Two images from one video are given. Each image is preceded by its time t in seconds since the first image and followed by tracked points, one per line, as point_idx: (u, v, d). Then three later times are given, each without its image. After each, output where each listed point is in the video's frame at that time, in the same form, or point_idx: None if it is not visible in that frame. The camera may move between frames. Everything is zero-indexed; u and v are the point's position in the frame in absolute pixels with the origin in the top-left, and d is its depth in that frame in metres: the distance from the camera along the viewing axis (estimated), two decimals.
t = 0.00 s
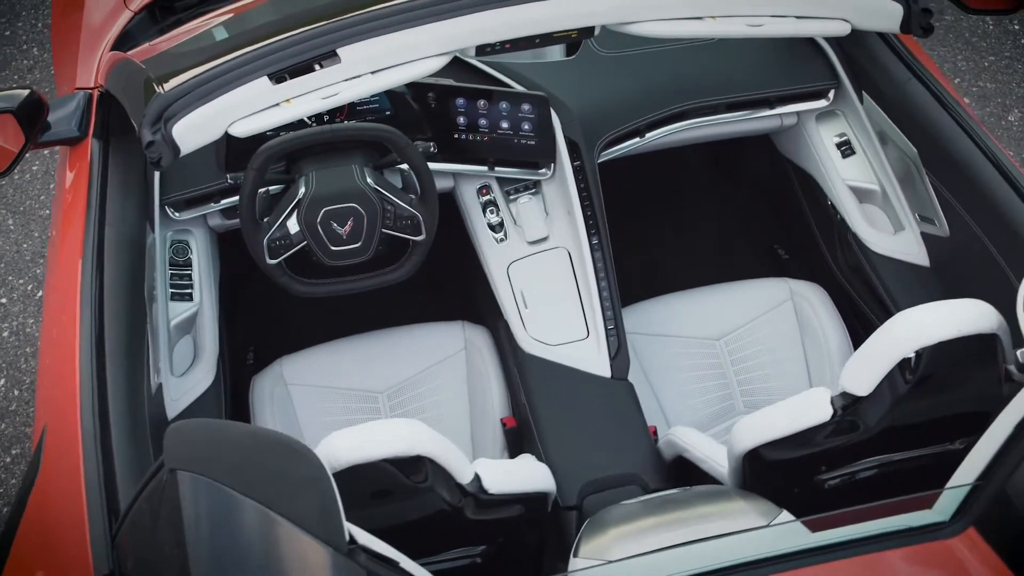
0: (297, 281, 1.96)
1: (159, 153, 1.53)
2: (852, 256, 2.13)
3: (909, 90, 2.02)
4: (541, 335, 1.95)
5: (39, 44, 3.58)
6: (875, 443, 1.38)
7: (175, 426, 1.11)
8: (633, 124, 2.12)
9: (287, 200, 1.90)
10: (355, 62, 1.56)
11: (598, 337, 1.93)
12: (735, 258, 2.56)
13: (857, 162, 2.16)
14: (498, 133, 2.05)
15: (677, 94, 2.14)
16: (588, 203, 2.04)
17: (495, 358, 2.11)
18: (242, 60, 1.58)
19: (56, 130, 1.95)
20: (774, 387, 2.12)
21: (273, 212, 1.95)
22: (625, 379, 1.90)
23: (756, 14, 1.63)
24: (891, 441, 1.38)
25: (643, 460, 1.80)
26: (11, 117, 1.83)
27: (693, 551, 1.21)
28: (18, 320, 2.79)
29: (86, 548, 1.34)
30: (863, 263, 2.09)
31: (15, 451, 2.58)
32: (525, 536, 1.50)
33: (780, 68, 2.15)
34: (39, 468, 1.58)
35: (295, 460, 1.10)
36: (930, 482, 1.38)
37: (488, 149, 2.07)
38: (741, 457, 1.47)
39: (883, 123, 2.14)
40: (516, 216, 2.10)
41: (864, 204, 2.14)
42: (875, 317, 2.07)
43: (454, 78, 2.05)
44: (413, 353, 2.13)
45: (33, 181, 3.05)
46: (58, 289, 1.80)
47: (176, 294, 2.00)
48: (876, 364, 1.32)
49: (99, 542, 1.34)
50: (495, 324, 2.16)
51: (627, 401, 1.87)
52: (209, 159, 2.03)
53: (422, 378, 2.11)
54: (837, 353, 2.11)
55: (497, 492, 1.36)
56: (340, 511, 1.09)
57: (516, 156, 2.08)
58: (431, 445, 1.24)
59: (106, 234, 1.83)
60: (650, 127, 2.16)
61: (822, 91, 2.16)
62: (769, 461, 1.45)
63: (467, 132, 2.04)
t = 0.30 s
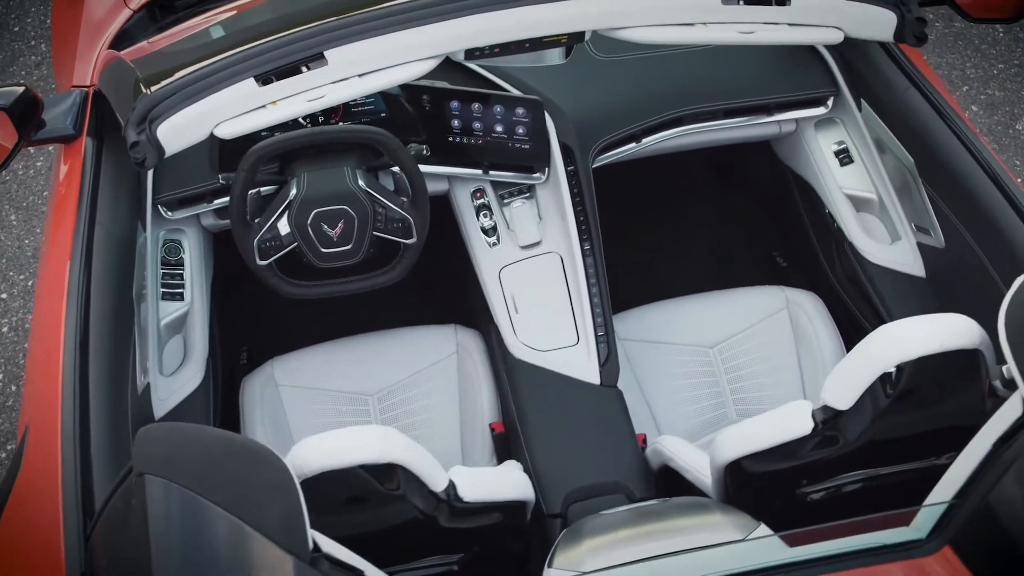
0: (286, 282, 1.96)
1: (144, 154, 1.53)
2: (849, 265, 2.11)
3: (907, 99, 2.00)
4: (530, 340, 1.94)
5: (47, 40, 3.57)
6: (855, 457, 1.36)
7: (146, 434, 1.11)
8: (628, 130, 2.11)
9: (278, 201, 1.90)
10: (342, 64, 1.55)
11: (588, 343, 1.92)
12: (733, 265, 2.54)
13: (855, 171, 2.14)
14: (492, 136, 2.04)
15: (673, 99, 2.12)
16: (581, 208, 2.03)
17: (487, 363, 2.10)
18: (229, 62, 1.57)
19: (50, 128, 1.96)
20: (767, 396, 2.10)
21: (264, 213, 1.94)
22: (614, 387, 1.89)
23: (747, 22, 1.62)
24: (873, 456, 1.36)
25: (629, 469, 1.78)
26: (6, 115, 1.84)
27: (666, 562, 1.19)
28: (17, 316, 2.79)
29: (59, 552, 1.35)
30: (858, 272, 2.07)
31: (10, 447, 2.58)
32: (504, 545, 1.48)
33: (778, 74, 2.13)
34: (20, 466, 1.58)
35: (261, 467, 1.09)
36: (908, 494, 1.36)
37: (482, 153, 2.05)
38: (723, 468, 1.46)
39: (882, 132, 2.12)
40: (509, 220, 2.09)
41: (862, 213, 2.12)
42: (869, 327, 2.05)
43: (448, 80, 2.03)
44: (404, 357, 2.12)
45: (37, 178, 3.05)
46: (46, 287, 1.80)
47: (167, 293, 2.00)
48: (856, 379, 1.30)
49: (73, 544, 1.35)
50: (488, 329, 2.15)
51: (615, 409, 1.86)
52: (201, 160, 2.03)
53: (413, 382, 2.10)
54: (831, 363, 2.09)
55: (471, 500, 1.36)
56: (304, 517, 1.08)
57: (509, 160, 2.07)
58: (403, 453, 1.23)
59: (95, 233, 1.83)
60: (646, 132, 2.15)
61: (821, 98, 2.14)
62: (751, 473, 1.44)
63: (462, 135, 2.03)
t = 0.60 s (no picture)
0: (274, 282, 1.95)
1: (126, 153, 1.55)
2: (842, 274, 2.10)
3: (903, 106, 1.98)
4: (518, 345, 1.93)
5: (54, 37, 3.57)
6: (832, 468, 1.35)
7: (115, 438, 1.12)
8: (620, 134, 2.10)
9: (268, 201, 1.90)
10: (326, 65, 1.54)
11: (576, 348, 1.90)
12: (729, 271, 2.52)
13: (850, 178, 2.12)
14: (484, 139, 2.04)
15: (668, 103, 2.11)
16: (572, 212, 2.02)
17: (476, 367, 2.09)
18: (214, 61, 1.56)
19: (43, 125, 1.96)
20: (758, 404, 2.09)
21: (253, 213, 1.94)
22: (600, 393, 1.88)
23: (735, 27, 1.61)
24: (852, 467, 1.35)
25: (614, 475, 1.77)
26: None
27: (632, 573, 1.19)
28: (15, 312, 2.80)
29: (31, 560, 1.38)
30: (851, 280, 2.05)
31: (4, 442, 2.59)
32: (482, 551, 1.47)
33: (774, 80, 2.11)
34: None
35: (225, 471, 1.09)
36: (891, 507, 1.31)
37: (474, 156, 2.05)
38: (702, 478, 1.45)
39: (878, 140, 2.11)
40: (500, 223, 2.08)
41: (856, 221, 2.10)
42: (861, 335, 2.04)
43: (441, 82, 2.02)
44: (394, 359, 2.12)
45: (38, 174, 3.06)
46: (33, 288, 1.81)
47: (155, 292, 2.01)
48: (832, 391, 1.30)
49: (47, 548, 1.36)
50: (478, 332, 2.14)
51: (601, 415, 1.85)
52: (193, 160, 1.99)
53: (402, 385, 2.09)
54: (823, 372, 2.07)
55: (444, 507, 1.35)
56: (266, 523, 1.06)
57: (501, 163, 2.06)
58: (373, 458, 1.22)
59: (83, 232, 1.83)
60: (639, 137, 2.14)
61: (818, 104, 2.12)
62: (730, 483, 1.42)
63: (454, 137, 2.02)
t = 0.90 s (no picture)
0: (264, 281, 1.95)
1: (110, 152, 1.56)
2: (837, 282, 2.08)
3: (900, 113, 1.96)
4: (507, 349, 1.92)
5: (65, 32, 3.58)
6: (809, 481, 1.33)
7: (79, 438, 1.12)
8: (615, 138, 2.10)
9: (259, 199, 1.90)
10: (311, 66, 1.54)
11: (564, 353, 1.89)
12: (729, 277, 2.49)
13: (847, 186, 2.10)
14: (478, 141, 2.03)
15: (664, 107, 2.11)
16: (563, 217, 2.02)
17: (467, 370, 2.08)
18: (200, 60, 1.56)
19: (40, 122, 1.97)
20: (750, 413, 2.07)
21: (244, 212, 1.94)
22: (587, 399, 1.86)
23: (724, 33, 1.59)
24: (830, 479, 1.33)
25: (598, 483, 1.76)
26: None
27: None
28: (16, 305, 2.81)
29: None
30: (845, 289, 2.03)
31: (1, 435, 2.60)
32: (455, 557, 1.46)
33: (772, 86, 2.10)
34: None
35: (185, 472, 1.09)
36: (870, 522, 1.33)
37: (467, 157, 2.04)
38: (680, 487, 1.43)
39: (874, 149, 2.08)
40: (492, 225, 2.07)
41: (852, 229, 2.08)
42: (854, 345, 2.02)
43: (435, 83, 2.01)
44: (384, 361, 2.11)
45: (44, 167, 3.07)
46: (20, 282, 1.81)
47: (146, 289, 2.00)
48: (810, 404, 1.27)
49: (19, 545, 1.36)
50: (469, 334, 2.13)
51: (588, 421, 1.84)
52: (186, 157, 2.01)
53: (392, 387, 2.09)
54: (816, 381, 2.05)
55: (415, 512, 1.35)
56: (226, 530, 1.06)
57: (495, 165, 2.05)
58: (342, 462, 1.21)
59: (71, 230, 1.84)
60: (635, 141, 2.13)
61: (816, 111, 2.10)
62: (708, 494, 1.41)
63: (447, 139, 2.01)
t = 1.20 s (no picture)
0: (256, 280, 1.95)
1: (97, 148, 1.57)
2: (834, 289, 2.06)
3: (898, 120, 1.94)
4: (498, 351, 1.91)
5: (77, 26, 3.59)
6: (789, 490, 1.31)
7: (53, 440, 1.14)
8: (612, 141, 2.09)
9: (252, 198, 1.90)
10: (301, 66, 1.54)
11: (555, 356, 1.89)
12: (729, 282, 2.47)
13: (846, 193, 2.08)
14: (474, 142, 2.02)
15: (663, 111, 2.10)
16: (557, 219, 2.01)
17: (459, 372, 2.07)
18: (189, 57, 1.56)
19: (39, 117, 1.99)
20: (743, 420, 2.05)
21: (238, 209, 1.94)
22: (578, 404, 1.85)
23: (716, 38, 1.58)
24: (810, 490, 1.31)
25: (585, 488, 1.75)
26: None
27: None
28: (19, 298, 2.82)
29: None
30: (843, 297, 2.02)
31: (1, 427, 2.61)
32: (433, 559, 1.46)
33: (772, 91, 2.08)
34: None
35: (155, 473, 1.10)
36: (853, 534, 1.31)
37: (463, 158, 2.04)
38: (661, 495, 1.42)
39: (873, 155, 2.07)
40: (487, 227, 2.06)
41: (850, 236, 2.06)
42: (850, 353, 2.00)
43: (432, 83, 2.01)
44: (377, 361, 2.11)
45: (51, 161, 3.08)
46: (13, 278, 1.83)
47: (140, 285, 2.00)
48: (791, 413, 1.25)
49: None
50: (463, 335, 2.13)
51: (575, 426, 1.83)
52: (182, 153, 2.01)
53: (384, 387, 2.09)
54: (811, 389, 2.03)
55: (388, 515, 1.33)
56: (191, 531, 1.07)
57: (490, 166, 2.05)
58: (314, 463, 1.21)
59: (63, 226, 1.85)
60: (633, 145, 2.12)
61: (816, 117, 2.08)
62: (689, 501, 1.40)
63: (443, 139, 2.01)
